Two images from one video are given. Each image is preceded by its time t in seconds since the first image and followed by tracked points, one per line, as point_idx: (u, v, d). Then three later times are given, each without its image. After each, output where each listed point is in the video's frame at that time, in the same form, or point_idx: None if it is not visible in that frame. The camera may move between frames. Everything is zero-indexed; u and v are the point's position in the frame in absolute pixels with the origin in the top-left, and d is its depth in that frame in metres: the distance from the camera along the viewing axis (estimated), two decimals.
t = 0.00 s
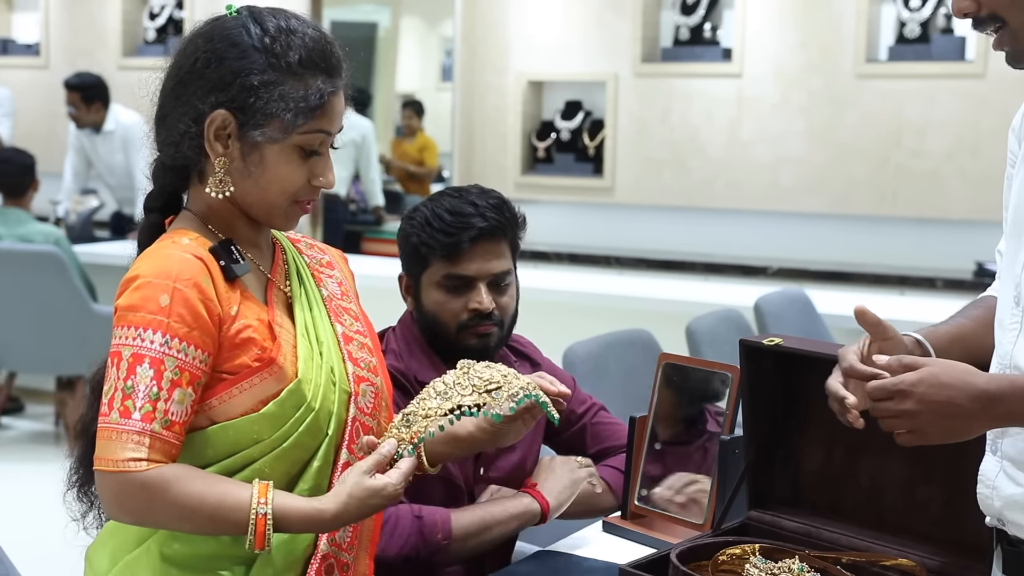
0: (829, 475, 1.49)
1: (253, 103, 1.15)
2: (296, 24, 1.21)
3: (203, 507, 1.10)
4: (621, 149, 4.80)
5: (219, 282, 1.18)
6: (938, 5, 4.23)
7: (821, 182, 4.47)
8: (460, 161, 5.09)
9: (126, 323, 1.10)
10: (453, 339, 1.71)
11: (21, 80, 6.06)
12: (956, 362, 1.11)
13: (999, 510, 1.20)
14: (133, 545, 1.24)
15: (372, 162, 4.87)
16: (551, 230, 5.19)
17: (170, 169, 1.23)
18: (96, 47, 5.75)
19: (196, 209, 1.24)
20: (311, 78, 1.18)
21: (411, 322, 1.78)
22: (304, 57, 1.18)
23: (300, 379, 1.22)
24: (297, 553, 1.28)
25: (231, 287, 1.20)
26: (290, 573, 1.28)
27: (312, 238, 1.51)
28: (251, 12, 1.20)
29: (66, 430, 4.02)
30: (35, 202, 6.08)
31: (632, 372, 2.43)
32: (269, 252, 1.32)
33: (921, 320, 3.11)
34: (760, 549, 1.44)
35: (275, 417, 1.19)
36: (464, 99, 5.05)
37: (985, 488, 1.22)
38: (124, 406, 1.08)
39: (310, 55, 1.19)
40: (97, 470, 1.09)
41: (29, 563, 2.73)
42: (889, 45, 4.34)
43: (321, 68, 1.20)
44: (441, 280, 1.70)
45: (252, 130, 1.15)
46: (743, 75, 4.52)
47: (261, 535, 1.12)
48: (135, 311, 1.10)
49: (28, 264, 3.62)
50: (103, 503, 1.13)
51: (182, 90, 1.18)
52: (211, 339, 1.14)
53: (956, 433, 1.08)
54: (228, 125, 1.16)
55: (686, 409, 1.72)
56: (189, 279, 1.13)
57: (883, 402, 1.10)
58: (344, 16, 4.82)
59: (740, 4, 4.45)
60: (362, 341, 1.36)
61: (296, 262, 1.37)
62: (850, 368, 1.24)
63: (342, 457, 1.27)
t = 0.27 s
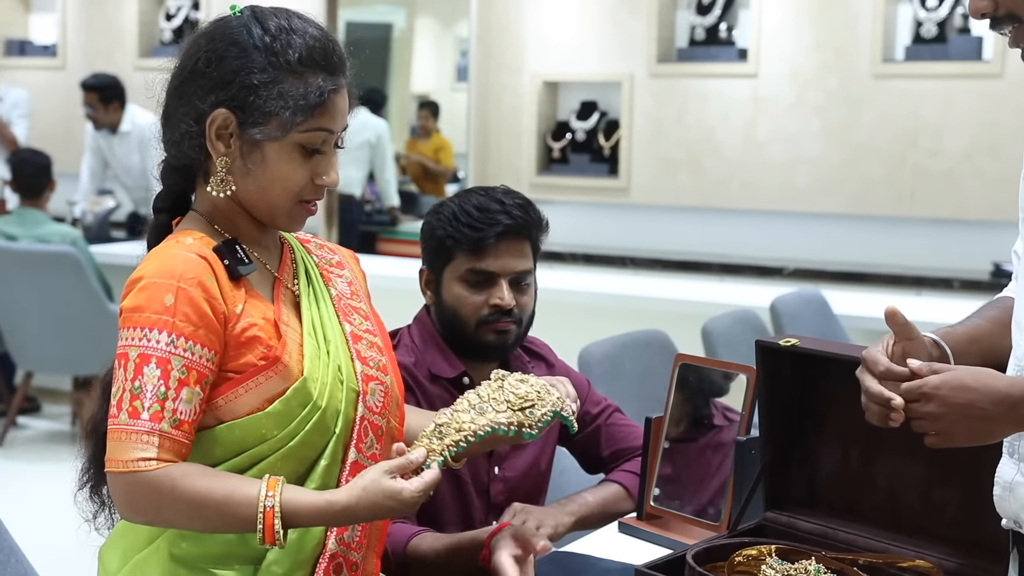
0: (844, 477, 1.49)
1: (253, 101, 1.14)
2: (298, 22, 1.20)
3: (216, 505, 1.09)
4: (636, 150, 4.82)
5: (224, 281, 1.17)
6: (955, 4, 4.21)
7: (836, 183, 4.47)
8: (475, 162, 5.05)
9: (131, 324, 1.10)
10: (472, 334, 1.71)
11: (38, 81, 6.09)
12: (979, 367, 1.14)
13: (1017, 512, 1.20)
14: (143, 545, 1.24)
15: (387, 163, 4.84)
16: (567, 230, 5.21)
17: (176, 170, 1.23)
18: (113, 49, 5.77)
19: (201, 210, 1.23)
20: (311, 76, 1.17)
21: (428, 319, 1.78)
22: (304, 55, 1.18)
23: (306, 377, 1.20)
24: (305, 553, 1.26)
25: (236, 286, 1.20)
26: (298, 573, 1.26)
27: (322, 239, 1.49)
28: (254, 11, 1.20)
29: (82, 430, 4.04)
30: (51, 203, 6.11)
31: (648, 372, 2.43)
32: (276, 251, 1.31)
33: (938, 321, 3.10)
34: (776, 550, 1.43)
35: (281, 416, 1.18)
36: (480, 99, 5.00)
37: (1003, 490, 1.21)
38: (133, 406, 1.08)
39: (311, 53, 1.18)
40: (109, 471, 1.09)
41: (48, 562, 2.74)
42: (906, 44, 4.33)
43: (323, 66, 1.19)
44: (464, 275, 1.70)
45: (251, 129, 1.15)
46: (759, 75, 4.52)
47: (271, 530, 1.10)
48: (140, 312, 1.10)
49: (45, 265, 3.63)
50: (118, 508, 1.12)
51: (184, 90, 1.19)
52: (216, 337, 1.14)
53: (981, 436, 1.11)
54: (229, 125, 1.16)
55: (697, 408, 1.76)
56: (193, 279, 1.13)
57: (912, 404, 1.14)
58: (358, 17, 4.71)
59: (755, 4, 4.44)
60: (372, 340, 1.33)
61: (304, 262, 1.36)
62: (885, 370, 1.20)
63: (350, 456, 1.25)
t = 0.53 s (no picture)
0: (861, 478, 1.48)
1: (255, 101, 1.13)
2: (303, 23, 1.19)
3: (228, 492, 1.07)
4: (651, 151, 4.82)
5: (228, 279, 1.16)
6: (973, 4, 4.19)
7: (852, 184, 4.46)
8: (490, 163, 5.10)
9: (139, 326, 1.08)
10: (487, 331, 1.73)
11: (55, 82, 6.11)
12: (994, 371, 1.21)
13: None
14: (152, 543, 1.24)
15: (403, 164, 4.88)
16: (582, 230, 5.21)
17: (184, 169, 1.23)
18: (130, 50, 5.81)
19: (208, 210, 1.23)
20: (314, 76, 1.15)
21: (444, 317, 1.80)
22: (308, 55, 1.16)
23: (313, 373, 1.18)
24: (313, 552, 1.25)
25: (241, 284, 1.19)
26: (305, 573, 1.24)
27: (334, 238, 1.48)
28: (259, 12, 1.19)
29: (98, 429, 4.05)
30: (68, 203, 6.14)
31: (664, 373, 2.43)
32: (283, 250, 1.30)
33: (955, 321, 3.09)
34: (792, 551, 1.43)
35: (285, 413, 1.16)
36: (495, 98, 5.03)
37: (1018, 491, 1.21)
38: (147, 406, 1.07)
39: (314, 53, 1.17)
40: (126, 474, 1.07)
41: (65, 562, 2.75)
42: (922, 44, 4.32)
43: (327, 66, 1.17)
44: (475, 272, 1.74)
45: (253, 128, 1.14)
46: (775, 75, 4.52)
47: (283, 504, 1.08)
48: (146, 312, 1.09)
49: (63, 266, 3.64)
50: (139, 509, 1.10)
51: (190, 90, 1.18)
52: (223, 332, 1.12)
53: (996, 433, 1.18)
54: (234, 125, 1.15)
55: (711, 407, 1.76)
56: (196, 275, 1.12)
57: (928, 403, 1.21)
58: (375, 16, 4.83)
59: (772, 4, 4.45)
60: (382, 339, 1.32)
61: (313, 261, 1.34)
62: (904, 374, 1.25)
63: (359, 454, 1.23)
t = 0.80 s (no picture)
0: (873, 478, 1.47)
1: (256, 99, 1.12)
2: (303, 22, 1.18)
3: (247, 474, 1.06)
4: (663, 150, 4.84)
5: (233, 276, 1.15)
6: (985, 3, 4.19)
7: (864, 184, 4.45)
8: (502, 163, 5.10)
9: (148, 324, 1.07)
10: (500, 328, 1.73)
11: (68, 83, 6.13)
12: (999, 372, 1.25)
13: None
14: (161, 539, 1.24)
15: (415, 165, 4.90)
16: (593, 230, 5.22)
17: (190, 172, 1.22)
18: (142, 50, 5.82)
19: (213, 210, 1.21)
20: (314, 72, 1.14)
21: (455, 317, 1.80)
22: (307, 52, 1.15)
23: (315, 370, 1.17)
24: (318, 551, 1.23)
25: (246, 280, 1.18)
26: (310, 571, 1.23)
27: (344, 237, 1.46)
28: (259, 13, 1.18)
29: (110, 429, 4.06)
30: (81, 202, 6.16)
31: (675, 373, 2.43)
32: (290, 248, 1.29)
33: (967, 321, 3.09)
34: (803, 552, 1.42)
35: (289, 410, 1.15)
36: (506, 98, 5.04)
37: None
38: (162, 400, 1.05)
39: (314, 50, 1.15)
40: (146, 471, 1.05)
41: (79, 560, 2.76)
42: (935, 43, 4.31)
43: (328, 62, 1.16)
44: (485, 270, 1.74)
45: (254, 126, 1.12)
46: (787, 75, 4.53)
47: (305, 474, 1.07)
48: (153, 311, 1.08)
49: (74, 264, 3.65)
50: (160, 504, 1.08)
51: (192, 91, 1.18)
52: (230, 326, 1.11)
53: (1007, 435, 1.21)
54: (235, 123, 1.14)
55: (723, 407, 1.76)
56: (199, 270, 1.11)
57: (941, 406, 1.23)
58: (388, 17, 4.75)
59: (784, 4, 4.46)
60: (389, 337, 1.30)
61: (320, 259, 1.33)
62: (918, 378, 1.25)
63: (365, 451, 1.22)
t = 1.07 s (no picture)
0: (881, 479, 1.47)
1: (253, 96, 1.12)
2: (299, 18, 1.17)
3: (257, 467, 1.06)
4: (670, 151, 4.83)
5: (235, 276, 1.15)
6: (994, 3, 4.19)
7: (872, 184, 4.44)
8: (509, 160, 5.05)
9: (155, 327, 1.07)
10: (491, 331, 1.73)
11: (75, 84, 6.14)
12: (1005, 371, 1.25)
13: None
14: (164, 541, 1.22)
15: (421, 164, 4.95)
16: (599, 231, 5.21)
17: (195, 174, 1.22)
18: (150, 51, 5.83)
19: (216, 211, 1.21)
20: (310, 67, 1.13)
21: (450, 318, 1.81)
22: (303, 47, 1.14)
23: (317, 369, 1.17)
24: (322, 551, 1.22)
25: (248, 280, 1.17)
26: (313, 572, 1.21)
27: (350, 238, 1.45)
28: (254, 12, 1.17)
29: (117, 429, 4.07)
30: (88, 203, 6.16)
31: (682, 373, 2.43)
32: (293, 248, 1.28)
33: (974, 322, 3.08)
34: (812, 552, 1.42)
35: (291, 409, 1.15)
36: (513, 98, 5.03)
37: None
38: (173, 402, 1.05)
39: (310, 45, 1.15)
40: (164, 474, 1.06)
41: (85, 561, 2.76)
42: (944, 43, 4.30)
43: (324, 56, 1.15)
44: (476, 272, 1.73)
45: (252, 123, 1.12)
46: (794, 74, 4.53)
47: (315, 462, 1.07)
48: (159, 314, 1.07)
49: (82, 264, 3.66)
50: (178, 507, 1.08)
51: (191, 92, 1.18)
52: (236, 326, 1.11)
53: (1012, 436, 1.21)
54: (235, 122, 1.14)
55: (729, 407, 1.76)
56: (202, 271, 1.11)
57: (946, 406, 1.23)
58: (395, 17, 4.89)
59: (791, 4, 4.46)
60: (393, 336, 1.30)
61: (324, 260, 1.32)
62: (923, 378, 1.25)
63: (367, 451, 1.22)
